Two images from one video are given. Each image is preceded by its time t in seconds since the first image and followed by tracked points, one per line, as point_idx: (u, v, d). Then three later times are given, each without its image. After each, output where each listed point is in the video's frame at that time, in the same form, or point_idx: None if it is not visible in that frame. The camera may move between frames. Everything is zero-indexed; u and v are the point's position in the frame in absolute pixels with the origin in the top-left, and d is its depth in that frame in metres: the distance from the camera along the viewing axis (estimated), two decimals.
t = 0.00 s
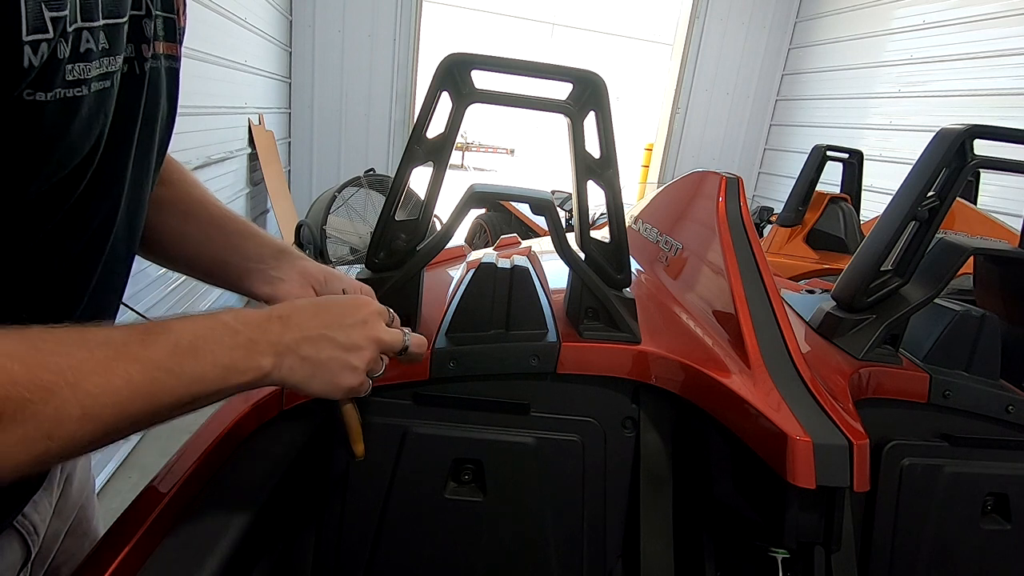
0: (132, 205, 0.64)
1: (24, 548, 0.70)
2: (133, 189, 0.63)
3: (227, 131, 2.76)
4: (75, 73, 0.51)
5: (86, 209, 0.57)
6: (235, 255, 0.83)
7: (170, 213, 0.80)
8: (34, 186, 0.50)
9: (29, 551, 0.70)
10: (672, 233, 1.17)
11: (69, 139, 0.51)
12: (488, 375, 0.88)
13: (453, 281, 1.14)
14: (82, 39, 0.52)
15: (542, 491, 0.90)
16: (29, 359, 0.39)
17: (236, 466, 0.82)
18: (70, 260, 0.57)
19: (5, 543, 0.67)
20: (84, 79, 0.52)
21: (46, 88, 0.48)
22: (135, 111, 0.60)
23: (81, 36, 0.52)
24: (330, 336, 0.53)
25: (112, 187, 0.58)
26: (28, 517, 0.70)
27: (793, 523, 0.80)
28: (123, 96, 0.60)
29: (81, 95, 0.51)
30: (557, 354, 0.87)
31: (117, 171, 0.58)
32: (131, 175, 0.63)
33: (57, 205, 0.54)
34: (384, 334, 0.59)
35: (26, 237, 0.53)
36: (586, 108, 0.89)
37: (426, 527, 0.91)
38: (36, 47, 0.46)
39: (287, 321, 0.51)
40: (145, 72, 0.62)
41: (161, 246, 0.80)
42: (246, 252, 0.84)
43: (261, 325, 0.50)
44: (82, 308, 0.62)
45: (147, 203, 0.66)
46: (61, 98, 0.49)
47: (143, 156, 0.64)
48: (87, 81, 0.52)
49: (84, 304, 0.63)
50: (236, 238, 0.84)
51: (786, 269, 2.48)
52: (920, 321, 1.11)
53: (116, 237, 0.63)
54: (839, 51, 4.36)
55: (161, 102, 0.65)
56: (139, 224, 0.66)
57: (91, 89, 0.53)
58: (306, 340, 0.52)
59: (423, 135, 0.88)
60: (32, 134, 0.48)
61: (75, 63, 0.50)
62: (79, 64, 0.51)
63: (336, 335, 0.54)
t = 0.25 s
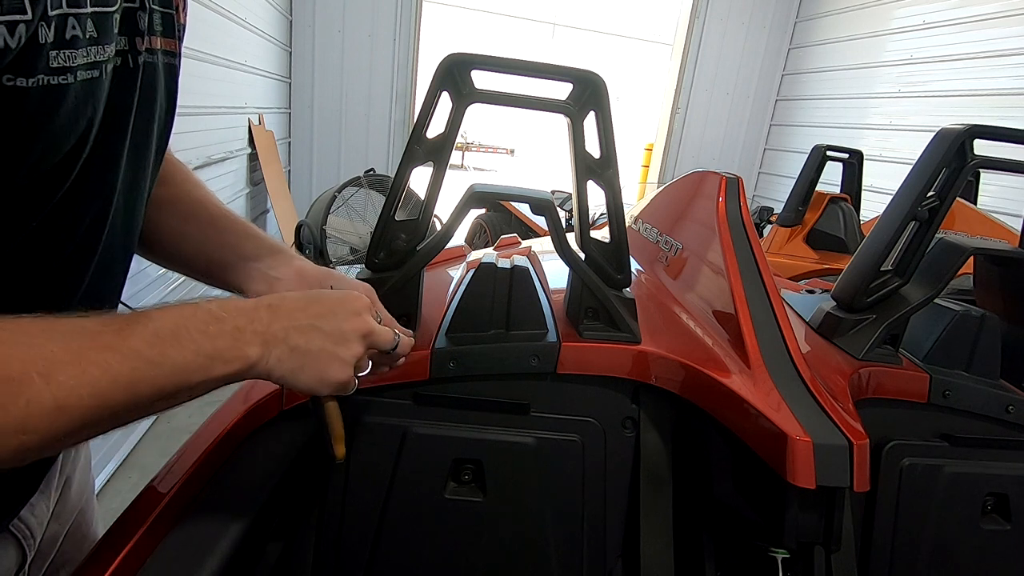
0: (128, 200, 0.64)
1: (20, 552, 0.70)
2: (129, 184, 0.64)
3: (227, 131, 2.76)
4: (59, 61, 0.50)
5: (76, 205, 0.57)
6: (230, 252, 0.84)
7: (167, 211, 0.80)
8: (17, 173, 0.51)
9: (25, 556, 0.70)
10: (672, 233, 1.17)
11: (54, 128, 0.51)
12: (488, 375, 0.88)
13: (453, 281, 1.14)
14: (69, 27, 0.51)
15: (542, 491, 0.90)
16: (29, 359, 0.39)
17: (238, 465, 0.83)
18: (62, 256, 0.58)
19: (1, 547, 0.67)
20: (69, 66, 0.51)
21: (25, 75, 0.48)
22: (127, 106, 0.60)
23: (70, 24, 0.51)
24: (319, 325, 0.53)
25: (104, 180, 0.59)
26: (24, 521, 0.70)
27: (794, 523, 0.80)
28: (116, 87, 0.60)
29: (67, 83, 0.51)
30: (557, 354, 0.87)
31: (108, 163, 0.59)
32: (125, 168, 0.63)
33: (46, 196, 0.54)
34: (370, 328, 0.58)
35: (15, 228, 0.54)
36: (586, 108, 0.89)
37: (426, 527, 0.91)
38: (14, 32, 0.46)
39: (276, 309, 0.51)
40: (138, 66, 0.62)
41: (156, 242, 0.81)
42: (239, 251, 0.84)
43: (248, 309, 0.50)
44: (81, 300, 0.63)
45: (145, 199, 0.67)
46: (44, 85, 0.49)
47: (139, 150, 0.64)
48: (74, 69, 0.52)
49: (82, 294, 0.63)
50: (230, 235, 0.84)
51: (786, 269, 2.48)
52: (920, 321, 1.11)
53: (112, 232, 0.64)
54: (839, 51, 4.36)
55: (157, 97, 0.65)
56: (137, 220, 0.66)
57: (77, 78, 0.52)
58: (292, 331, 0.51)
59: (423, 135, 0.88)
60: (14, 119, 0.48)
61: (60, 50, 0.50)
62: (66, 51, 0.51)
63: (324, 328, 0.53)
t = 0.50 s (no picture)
0: (126, 196, 0.64)
1: (18, 554, 0.70)
2: (127, 181, 0.64)
3: (227, 131, 2.77)
4: (49, 52, 0.50)
5: (72, 201, 0.57)
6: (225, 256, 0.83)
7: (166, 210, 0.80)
8: (6, 164, 0.51)
9: (23, 558, 0.70)
10: (672, 233, 1.17)
11: (44, 120, 0.51)
12: (488, 375, 0.88)
13: (453, 281, 1.14)
14: (61, 18, 0.51)
15: (542, 491, 0.90)
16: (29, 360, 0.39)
17: (237, 465, 0.83)
18: (60, 250, 0.58)
19: None
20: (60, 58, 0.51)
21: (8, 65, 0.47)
22: (125, 102, 0.60)
23: (61, 15, 0.51)
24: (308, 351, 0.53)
25: (100, 176, 0.59)
26: (23, 523, 0.70)
27: (794, 523, 0.80)
28: (113, 82, 0.60)
29: (58, 75, 0.51)
30: (557, 354, 0.87)
31: (105, 159, 0.58)
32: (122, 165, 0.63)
33: (39, 191, 0.54)
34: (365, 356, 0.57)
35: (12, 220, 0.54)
36: (586, 109, 0.89)
37: (426, 527, 0.91)
38: None
39: (271, 327, 0.51)
40: (136, 61, 0.61)
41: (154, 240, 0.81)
42: (237, 254, 0.84)
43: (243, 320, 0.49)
44: (80, 295, 0.63)
45: (144, 194, 0.67)
46: (33, 77, 0.49)
47: (137, 147, 0.64)
48: (65, 61, 0.52)
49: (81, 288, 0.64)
50: (227, 235, 0.84)
51: (786, 269, 2.48)
52: (920, 321, 1.11)
53: (110, 229, 0.64)
54: (839, 51, 4.36)
55: (156, 94, 0.65)
56: (136, 216, 0.67)
57: (69, 70, 0.52)
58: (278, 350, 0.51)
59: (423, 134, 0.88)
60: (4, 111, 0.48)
61: (50, 41, 0.50)
62: (57, 43, 0.50)
63: (315, 352, 0.53)
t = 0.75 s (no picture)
0: (127, 194, 0.64)
1: (18, 554, 0.69)
2: (128, 178, 0.64)
3: (227, 131, 2.76)
4: (50, 49, 0.50)
5: (71, 199, 0.57)
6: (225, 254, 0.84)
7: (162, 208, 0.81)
8: (7, 161, 0.51)
9: (23, 558, 0.70)
10: (672, 233, 1.17)
11: (46, 117, 0.51)
12: (487, 374, 0.88)
13: (453, 281, 1.14)
14: (61, 14, 0.51)
15: (541, 490, 0.90)
16: (27, 363, 0.39)
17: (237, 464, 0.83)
18: (59, 248, 0.58)
19: None
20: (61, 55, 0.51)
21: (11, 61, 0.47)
22: (127, 99, 0.60)
23: (60, 10, 0.51)
24: (314, 340, 0.52)
25: (102, 173, 0.58)
26: (23, 523, 0.70)
27: (794, 523, 0.79)
28: (114, 79, 0.60)
29: (59, 72, 0.51)
30: (557, 354, 0.87)
31: (107, 156, 0.58)
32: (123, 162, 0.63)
33: (40, 188, 0.54)
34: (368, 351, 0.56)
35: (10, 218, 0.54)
36: (586, 108, 0.89)
37: (426, 527, 0.91)
38: None
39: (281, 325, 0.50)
40: (135, 58, 0.61)
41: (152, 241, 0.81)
42: (235, 247, 0.84)
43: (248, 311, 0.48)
44: (80, 293, 0.63)
45: (144, 193, 0.67)
46: (35, 74, 0.49)
47: (138, 144, 0.64)
48: (67, 58, 0.52)
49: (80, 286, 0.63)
50: (224, 233, 0.84)
51: (786, 269, 2.48)
52: (920, 321, 1.11)
53: (111, 226, 0.64)
54: (839, 51, 4.36)
55: (157, 91, 0.65)
56: (136, 214, 0.67)
57: (70, 67, 0.52)
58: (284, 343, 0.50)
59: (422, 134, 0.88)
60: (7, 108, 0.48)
61: (51, 37, 0.50)
62: (58, 39, 0.50)
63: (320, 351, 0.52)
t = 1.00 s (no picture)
0: (127, 195, 0.64)
1: (19, 555, 0.69)
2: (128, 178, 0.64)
3: (227, 131, 2.76)
4: (47, 49, 0.50)
5: (70, 200, 0.57)
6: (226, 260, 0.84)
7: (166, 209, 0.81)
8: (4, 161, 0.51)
9: (23, 559, 0.70)
10: (671, 233, 1.17)
11: (43, 116, 0.51)
12: (488, 375, 0.88)
13: (453, 280, 1.14)
14: (58, 13, 0.51)
15: (542, 490, 0.90)
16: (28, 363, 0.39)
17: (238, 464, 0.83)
18: (58, 251, 0.58)
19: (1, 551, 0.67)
20: (58, 55, 0.51)
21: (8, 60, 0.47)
22: (125, 99, 0.60)
23: (58, 11, 0.51)
24: (309, 359, 0.52)
25: (101, 173, 0.59)
26: (25, 525, 0.70)
27: (793, 523, 0.79)
28: (113, 79, 0.60)
29: (56, 71, 0.51)
30: (557, 354, 0.87)
31: (106, 155, 0.59)
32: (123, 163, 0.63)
33: (38, 188, 0.54)
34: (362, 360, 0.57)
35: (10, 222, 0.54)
36: (586, 108, 0.89)
37: (426, 527, 0.91)
38: None
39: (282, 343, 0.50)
40: (134, 59, 0.62)
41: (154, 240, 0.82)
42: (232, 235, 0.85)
43: (243, 336, 0.47)
44: (79, 294, 0.63)
45: (145, 194, 0.67)
46: (32, 73, 0.49)
47: (138, 144, 0.64)
48: (64, 57, 0.52)
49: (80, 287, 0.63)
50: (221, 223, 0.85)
51: (786, 269, 2.48)
52: (920, 322, 1.11)
53: (110, 227, 0.64)
54: (839, 51, 4.36)
55: (157, 92, 0.65)
56: (137, 214, 0.67)
57: (67, 66, 0.52)
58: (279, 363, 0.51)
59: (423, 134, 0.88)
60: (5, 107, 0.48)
61: (48, 38, 0.50)
62: (55, 40, 0.50)
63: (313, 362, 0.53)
